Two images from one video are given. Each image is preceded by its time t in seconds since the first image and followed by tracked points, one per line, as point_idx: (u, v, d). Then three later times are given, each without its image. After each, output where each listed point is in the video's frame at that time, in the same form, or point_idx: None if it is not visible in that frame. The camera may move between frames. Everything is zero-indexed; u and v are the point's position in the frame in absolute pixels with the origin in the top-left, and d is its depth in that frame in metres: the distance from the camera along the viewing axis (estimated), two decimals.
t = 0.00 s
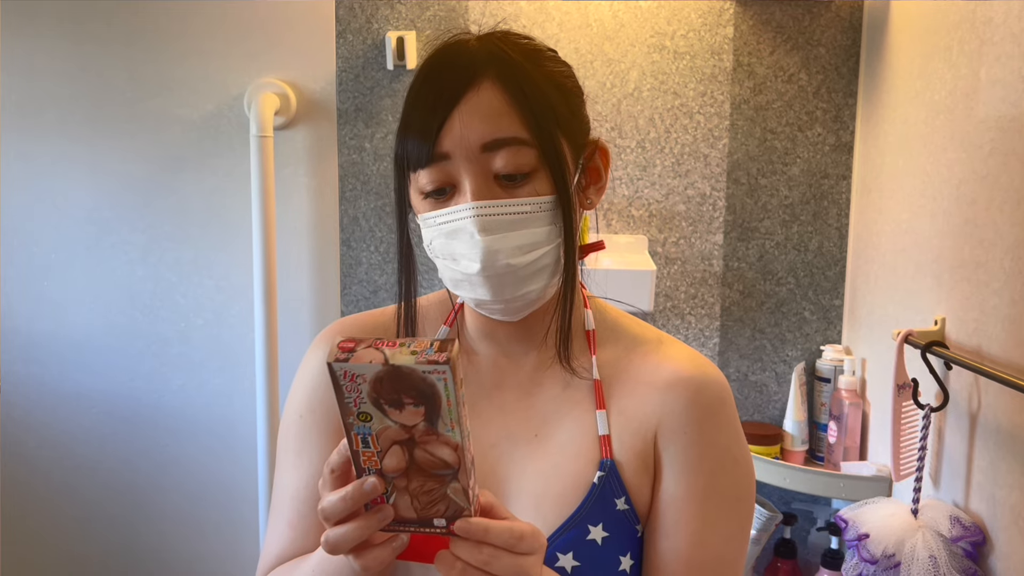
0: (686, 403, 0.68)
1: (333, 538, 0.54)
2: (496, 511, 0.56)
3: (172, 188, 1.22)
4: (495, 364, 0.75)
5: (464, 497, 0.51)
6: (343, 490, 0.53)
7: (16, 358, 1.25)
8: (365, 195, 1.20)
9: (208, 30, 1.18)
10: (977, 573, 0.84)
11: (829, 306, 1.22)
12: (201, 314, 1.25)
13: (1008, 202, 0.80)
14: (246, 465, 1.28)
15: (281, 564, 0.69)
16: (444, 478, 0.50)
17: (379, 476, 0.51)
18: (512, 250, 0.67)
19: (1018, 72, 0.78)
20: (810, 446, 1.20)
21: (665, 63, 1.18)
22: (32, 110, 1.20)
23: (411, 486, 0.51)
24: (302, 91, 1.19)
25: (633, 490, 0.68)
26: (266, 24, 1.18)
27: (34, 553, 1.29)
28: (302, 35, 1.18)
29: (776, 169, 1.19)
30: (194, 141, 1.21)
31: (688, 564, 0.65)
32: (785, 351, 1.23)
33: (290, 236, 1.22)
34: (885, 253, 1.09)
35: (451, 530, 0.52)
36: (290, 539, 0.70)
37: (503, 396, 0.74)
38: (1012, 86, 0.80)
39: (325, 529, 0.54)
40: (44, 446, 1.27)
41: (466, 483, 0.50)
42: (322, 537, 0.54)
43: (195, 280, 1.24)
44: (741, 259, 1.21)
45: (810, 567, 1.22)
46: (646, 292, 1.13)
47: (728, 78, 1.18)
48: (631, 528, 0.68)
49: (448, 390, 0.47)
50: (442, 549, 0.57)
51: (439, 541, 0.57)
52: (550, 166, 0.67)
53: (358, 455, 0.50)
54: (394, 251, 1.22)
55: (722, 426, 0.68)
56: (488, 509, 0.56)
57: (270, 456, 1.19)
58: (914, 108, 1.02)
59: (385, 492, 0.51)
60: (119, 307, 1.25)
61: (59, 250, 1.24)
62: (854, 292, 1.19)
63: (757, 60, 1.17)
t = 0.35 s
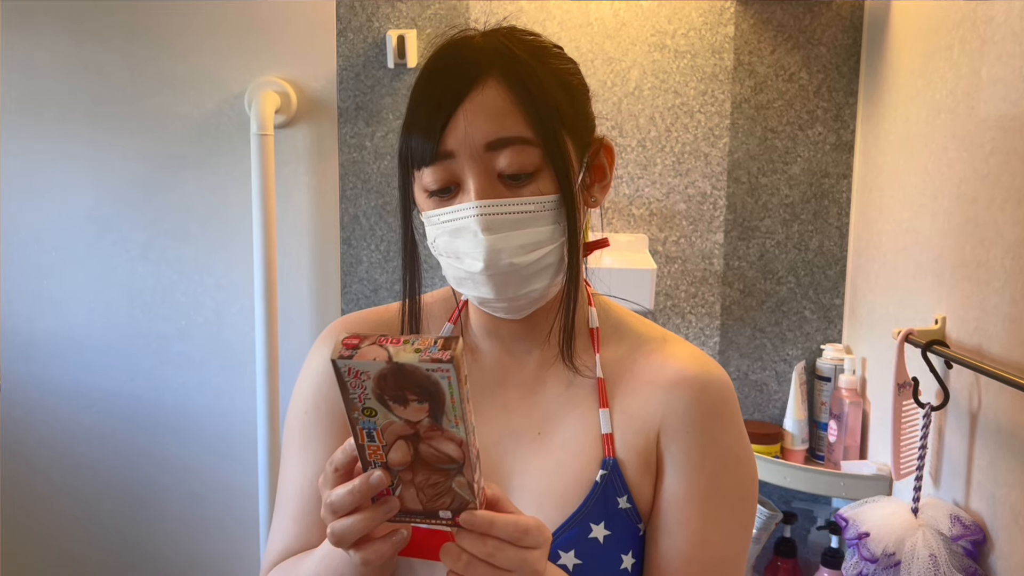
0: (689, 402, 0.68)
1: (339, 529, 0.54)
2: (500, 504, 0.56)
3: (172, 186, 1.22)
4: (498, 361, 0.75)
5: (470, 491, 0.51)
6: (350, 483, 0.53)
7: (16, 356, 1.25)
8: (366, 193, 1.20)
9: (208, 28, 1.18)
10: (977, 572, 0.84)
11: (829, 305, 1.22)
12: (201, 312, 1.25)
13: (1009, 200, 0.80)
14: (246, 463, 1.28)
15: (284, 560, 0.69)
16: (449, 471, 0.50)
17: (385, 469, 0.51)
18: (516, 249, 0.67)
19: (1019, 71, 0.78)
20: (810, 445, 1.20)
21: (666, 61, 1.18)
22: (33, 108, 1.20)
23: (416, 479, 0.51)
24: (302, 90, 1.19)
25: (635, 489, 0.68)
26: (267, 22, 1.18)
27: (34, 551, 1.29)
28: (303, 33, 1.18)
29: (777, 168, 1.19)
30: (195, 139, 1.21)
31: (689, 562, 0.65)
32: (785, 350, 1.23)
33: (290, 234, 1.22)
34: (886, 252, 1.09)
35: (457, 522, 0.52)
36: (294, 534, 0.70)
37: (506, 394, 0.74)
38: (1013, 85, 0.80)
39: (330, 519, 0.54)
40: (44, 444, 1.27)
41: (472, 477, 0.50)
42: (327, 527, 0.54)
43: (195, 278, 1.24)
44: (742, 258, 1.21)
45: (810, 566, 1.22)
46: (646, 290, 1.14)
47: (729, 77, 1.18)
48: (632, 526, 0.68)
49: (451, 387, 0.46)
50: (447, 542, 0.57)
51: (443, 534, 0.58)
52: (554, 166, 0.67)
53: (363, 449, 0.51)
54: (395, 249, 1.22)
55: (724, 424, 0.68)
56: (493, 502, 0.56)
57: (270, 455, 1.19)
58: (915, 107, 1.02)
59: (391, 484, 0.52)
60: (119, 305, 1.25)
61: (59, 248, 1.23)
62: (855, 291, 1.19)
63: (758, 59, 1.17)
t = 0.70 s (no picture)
0: (691, 400, 0.68)
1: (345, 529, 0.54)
2: (506, 502, 0.56)
3: (172, 185, 1.22)
4: (500, 360, 0.75)
5: (475, 491, 0.51)
6: (355, 483, 0.53)
7: (15, 355, 1.25)
8: (366, 193, 1.20)
9: (208, 27, 1.18)
10: (977, 572, 0.84)
11: (829, 305, 1.22)
12: (201, 312, 1.25)
13: (1009, 200, 0.80)
14: (245, 462, 1.28)
15: (286, 557, 0.69)
16: (454, 472, 0.50)
17: (391, 468, 0.51)
18: (516, 251, 0.67)
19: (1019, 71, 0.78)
20: (809, 445, 1.20)
21: (665, 61, 1.18)
22: (33, 107, 1.20)
23: (422, 479, 0.51)
24: (302, 89, 1.19)
25: (636, 487, 0.68)
26: (266, 21, 1.18)
27: (34, 549, 1.29)
28: (302, 32, 1.18)
29: (777, 168, 1.19)
30: (194, 138, 1.21)
31: (690, 561, 0.65)
32: (785, 350, 1.23)
33: (290, 233, 1.22)
34: (885, 252, 1.09)
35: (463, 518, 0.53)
36: (295, 532, 0.70)
37: (508, 393, 0.74)
38: (1013, 85, 0.80)
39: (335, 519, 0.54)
40: (43, 443, 1.27)
41: (477, 477, 0.50)
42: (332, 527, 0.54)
43: (195, 277, 1.24)
44: (741, 258, 1.22)
45: (809, 566, 1.22)
46: (646, 289, 1.14)
47: (729, 77, 1.18)
48: (634, 525, 0.68)
49: (456, 392, 0.46)
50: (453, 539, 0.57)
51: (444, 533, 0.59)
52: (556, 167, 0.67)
53: (369, 450, 0.51)
54: (395, 249, 1.22)
55: (726, 424, 0.68)
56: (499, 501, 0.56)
57: (269, 454, 1.19)
58: (914, 107, 1.02)
59: (397, 483, 0.52)
60: (119, 304, 1.25)
61: (58, 247, 1.23)
62: (854, 291, 1.19)
63: (757, 58, 1.17)
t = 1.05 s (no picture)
0: (689, 400, 0.69)
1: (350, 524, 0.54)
2: (510, 493, 0.56)
3: (171, 184, 1.22)
4: (500, 359, 0.75)
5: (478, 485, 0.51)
6: (358, 479, 0.53)
7: (14, 354, 1.25)
8: (365, 193, 1.21)
9: (207, 27, 1.18)
10: (973, 573, 0.84)
11: (827, 306, 1.23)
12: (199, 311, 1.25)
13: (1006, 202, 0.80)
14: (243, 462, 1.28)
15: (286, 555, 0.69)
16: (457, 469, 0.50)
17: (394, 466, 0.51)
18: (518, 255, 0.67)
19: (1016, 74, 0.79)
20: (807, 446, 1.21)
21: (664, 62, 1.18)
22: (32, 106, 1.20)
23: (425, 474, 0.51)
24: (301, 89, 1.19)
25: (635, 485, 0.68)
26: (266, 22, 1.18)
27: (33, 549, 1.29)
28: (301, 33, 1.18)
29: (775, 169, 1.20)
30: (194, 138, 1.21)
31: (688, 559, 0.66)
32: (783, 351, 1.23)
33: (289, 233, 1.22)
34: (883, 253, 1.09)
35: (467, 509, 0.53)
36: (294, 530, 0.70)
37: (508, 392, 0.74)
38: (1010, 88, 0.80)
39: (339, 515, 0.54)
40: (42, 442, 1.27)
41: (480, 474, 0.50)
42: (336, 523, 0.55)
43: (194, 277, 1.24)
44: (740, 259, 1.22)
45: (806, 566, 1.22)
46: (644, 290, 1.14)
47: (727, 79, 1.18)
48: (632, 523, 0.68)
49: (457, 402, 0.46)
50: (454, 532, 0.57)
51: (444, 530, 0.61)
52: (557, 172, 0.67)
53: (372, 449, 0.51)
54: (393, 249, 1.22)
55: (724, 422, 0.69)
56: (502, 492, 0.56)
57: (268, 454, 1.19)
58: (912, 109, 1.02)
59: (401, 479, 0.52)
60: (118, 303, 1.25)
61: (57, 247, 1.24)
62: (852, 293, 1.19)
63: (756, 60, 1.17)
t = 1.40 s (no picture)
0: (689, 397, 0.69)
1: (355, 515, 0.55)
2: (512, 486, 0.56)
3: (170, 183, 1.22)
4: (500, 356, 0.75)
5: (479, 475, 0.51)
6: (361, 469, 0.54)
7: (13, 353, 1.25)
8: (364, 192, 1.21)
9: (206, 26, 1.18)
10: (972, 572, 0.84)
11: (825, 306, 1.23)
12: (199, 311, 1.25)
13: (1005, 203, 0.80)
14: (243, 462, 1.28)
15: (286, 550, 0.69)
16: (458, 460, 0.50)
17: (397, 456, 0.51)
18: (518, 254, 0.67)
19: (1015, 74, 0.79)
20: (806, 445, 1.21)
21: (663, 62, 1.18)
22: (31, 105, 1.20)
23: (428, 465, 0.51)
24: (301, 88, 1.19)
25: (634, 482, 0.68)
26: (266, 21, 1.18)
27: (32, 548, 1.29)
28: (301, 32, 1.18)
29: (774, 169, 1.20)
30: (193, 137, 1.21)
31: (689, 555, 0.66)
32: (782, 350, 1.23)
33: (288, 232, 1.22)
34: (882, 253, 1.09)
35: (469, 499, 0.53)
36: (293, 526, 0.70)
37: (507, 389, 0.74)
38: (1009, 88, 0.80)
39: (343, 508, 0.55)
40: (42, 441, 1.27)
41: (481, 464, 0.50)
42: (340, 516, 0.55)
43: (194, 277, 1.24)
44: (739, 259, 1.22)
45: (805, 566, 1.22)
46: (643, 289, 1.14)
47: (726, 79, 1.18)
48: (631, 519, 0.68)
49: (459, 393, 0.46)
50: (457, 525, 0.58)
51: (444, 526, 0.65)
52: (559, 172, 0.67)
53: (375, 440, 0.51)
54: (393, 248, 1.22)
55: (723, 419, 0.69)
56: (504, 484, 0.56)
57: (266, 453, 1.19)
58: (912, 109, 1.02)
59: (404, 469, 0.52)
60: (118, 302, 1.25)
61: (56, 245, 1.24)
62: (851, 292, 1.19)
63: (755, 60, 1.17)
